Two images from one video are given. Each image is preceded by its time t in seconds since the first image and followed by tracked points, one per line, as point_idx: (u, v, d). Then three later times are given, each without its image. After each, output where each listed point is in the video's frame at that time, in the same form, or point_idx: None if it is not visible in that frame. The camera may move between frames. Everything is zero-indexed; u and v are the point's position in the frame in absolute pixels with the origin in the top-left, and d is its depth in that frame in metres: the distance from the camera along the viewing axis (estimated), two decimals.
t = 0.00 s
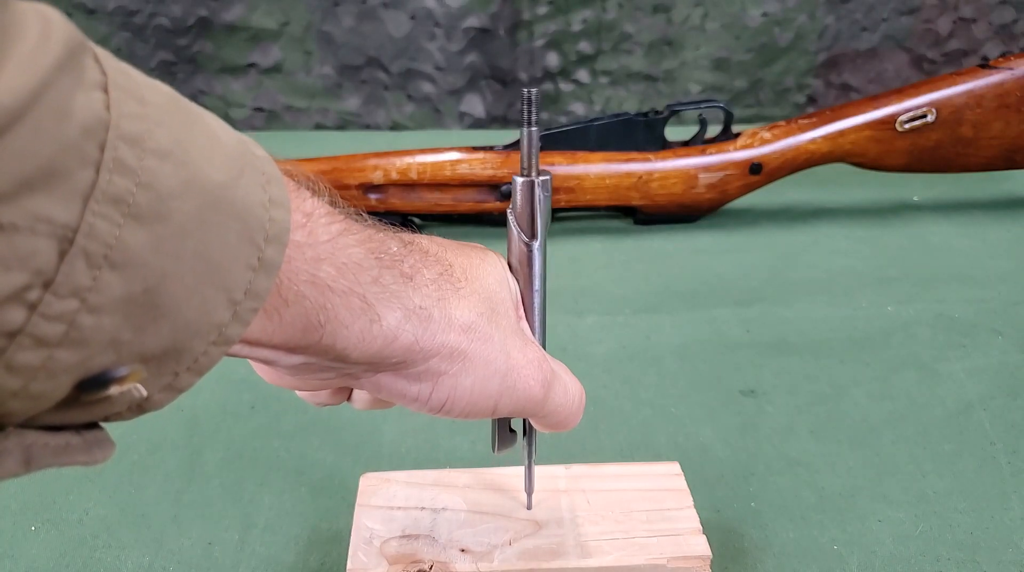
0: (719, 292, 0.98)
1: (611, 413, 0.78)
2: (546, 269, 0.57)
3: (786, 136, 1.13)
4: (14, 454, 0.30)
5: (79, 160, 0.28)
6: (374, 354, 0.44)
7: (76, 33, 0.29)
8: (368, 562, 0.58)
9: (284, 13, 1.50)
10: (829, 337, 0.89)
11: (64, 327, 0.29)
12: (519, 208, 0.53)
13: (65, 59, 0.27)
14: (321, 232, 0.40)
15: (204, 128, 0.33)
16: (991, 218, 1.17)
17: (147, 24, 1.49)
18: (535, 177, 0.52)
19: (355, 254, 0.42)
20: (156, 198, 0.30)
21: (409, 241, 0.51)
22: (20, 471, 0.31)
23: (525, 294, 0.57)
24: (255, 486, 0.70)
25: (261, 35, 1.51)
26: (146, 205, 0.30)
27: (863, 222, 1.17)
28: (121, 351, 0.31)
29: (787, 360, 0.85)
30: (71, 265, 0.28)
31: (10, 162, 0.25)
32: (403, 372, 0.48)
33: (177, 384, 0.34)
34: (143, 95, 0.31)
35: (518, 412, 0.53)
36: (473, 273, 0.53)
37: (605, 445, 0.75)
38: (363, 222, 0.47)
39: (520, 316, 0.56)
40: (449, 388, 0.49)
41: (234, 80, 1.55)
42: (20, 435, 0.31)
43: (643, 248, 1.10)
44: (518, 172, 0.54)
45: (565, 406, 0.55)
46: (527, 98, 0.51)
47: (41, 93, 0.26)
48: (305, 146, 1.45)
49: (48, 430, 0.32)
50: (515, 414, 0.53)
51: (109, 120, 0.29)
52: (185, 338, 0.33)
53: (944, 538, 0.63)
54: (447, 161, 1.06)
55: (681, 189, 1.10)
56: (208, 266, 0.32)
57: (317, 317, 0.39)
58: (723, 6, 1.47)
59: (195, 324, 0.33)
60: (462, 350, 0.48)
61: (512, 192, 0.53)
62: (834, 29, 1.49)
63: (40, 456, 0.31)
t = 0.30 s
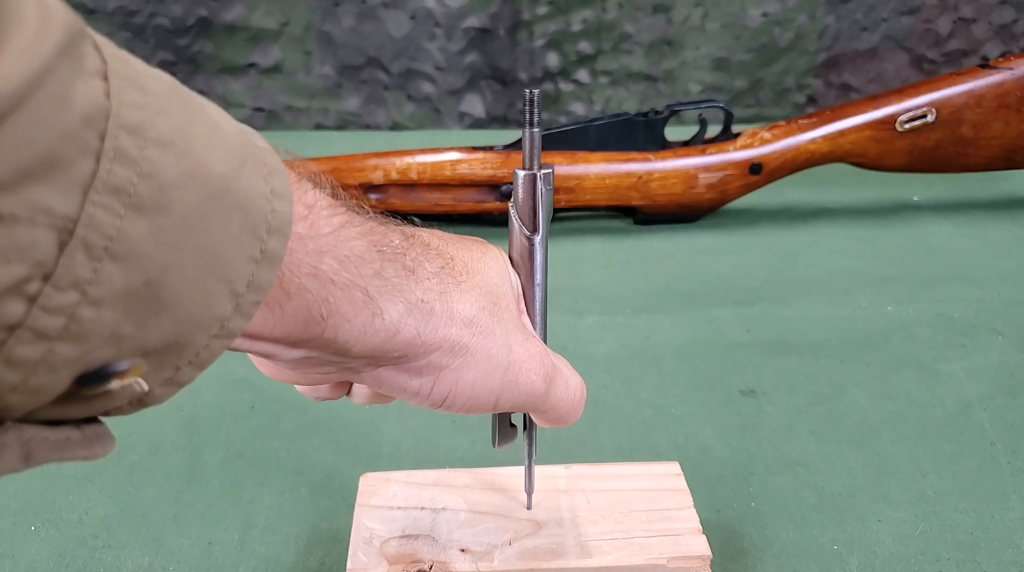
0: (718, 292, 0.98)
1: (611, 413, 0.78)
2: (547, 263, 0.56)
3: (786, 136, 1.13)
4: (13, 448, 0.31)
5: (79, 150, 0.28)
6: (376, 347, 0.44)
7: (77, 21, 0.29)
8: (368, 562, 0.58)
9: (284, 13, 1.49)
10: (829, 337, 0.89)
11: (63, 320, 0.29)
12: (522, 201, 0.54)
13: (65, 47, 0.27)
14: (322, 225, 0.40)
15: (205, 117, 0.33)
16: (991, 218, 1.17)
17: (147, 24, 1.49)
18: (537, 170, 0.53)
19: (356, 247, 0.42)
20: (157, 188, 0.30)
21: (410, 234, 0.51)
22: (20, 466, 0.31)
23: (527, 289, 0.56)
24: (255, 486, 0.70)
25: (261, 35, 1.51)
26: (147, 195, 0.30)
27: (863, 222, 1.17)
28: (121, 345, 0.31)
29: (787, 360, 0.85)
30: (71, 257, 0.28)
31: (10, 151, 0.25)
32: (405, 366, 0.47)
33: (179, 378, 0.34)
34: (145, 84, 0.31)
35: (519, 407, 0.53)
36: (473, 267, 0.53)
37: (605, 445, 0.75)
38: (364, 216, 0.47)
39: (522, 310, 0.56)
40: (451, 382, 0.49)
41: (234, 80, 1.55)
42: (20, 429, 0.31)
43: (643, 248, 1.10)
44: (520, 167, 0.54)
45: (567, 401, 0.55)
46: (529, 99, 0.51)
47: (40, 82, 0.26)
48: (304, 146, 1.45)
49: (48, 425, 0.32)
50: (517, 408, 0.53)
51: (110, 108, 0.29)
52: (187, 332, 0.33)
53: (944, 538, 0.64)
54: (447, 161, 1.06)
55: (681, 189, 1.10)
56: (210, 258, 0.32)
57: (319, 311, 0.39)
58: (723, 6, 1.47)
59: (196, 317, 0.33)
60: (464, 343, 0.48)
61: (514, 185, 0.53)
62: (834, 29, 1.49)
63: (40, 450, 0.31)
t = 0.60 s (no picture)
0: (718, 292, 0.98)
1: (612, 413, 0.78)
2: (550, 262, 0.56)
3: (786, 136, 1.13)
4: (13, 451, 0.30)
5: (79, 149, 0.28)
6: (378, 346, 0.44)
7: (77, 18, 0.28)
8: (368, 562, 0.58)
9: (284, 13, 1.49)
10: (829, 337, 0.89)
11: (63, 321, 0.29)
12: (525, 200, 0.54)
13: (64, 46, 0.27)
14: (325, 224, 0.40)
15: (205, 114, 0.33)
16: (991, 218, 1.17)
17: (147, 24, 1.49)
18: (541, 169, 0.52)
19: (359, 246, 0.42)
20: (157, 187, 0.30)
21: (412, 232, 0.51)
22: (19, 468, 0.31)
23: (529, 287, 0.56)
24: (255, 486, 0.70)
25: (261, 35, 1.51)
26: (147, 195, 0.30)
27: (863, 222, 1.17)
28: (121, 346, 0.31)
29: (787, 360, 0.85)
30: (71, 258, 0.28)
31: (9, 151, 0.25)
32: (407, 365, 0.47)
33: (180, 379, 0.34)
34: (145, 81, 0.31)
35: (520, 406, 0.53)
36: (475, 265, 0.53)
37: (605, 445, 0.75)
38: (366, 213, 0.47)
39: (523, 309, 0.56)
40: (453, 380, 0.49)
41: (234, 80, 1.55)
42: (19, 431, 0.31)
43: (643, 248, 1.10)
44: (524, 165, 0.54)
45: (568, 399, 0.55)
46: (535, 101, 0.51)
47: (39, 81, 0.26)
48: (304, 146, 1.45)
49: (48, 426, 0.32)
50: (518, 407, 0.53)
51: (109, 107, 0.29)
52: (187, 333, 0.33)
53: (944, 538, 0.64)
54: (447, 161, 1.06)
55: (681, 189, 1.10)
56: (211, 258, 0.32)
57: (321, 310, 0.39)
58: (723, 6, 1.47)
59: (197, 318, 0.33)
60: (466, 342, 0.48)
61: (518, 185, 0.53)
62: (834, 29, 1.49)
63: (40, 452, 0.31)
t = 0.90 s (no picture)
0: (718, 292, 0.98)
1: (612, 413, 0.78)
2: (549, 256, 0.57)
3: (786, 136, 1.13)
4: (8, 442, 0.31)
5: (72, 138, 0.28)
6: (377, 337, 0.44)
7: (70, 8, 0.28)
8: (368, 562, 0.58)
9: (284, 13, 1.49)
10: (829, 337, 0.89)
11: (57, 312, 0.29)
12: (523, 193, 0.54)
13: (57, 35, 0.27)
14: (322, 215, 0.40)
15: (201, 104, 0.33)
16: (991, 218, 1.17)
17: (147, 24, 1.49)
18: (539, 161, 0.53)
19: (357, 237, 0.42)
20: (152, 177, 0.30)
21: (411, 224, 0.51)
22: (14, 459, 0.31)
23: (528, 281, 0.56)
24: (255, 486, 0.70)
25: (261, 35, 1.51)
26: (142, 185, 0.30)
27: (863, 222, 1.17)
28: (117, 338, 0.31)
29: (787, 360, 0.85)
30: (65, 248, 0.28)
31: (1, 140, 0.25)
32: (405, 356, 0.48)
33: (176, 371, 0.34)
34: (139, 72, 0.31)
35: (522, 395, 0.53)
36: (473, 258, 0.53)
37: (605, 445, 0.75)
38: (364, 205, 0.47)
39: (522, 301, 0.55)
40: (452, 372, 0.49)
41: (234, 80, 1.55)
42: (14, 422, 0.31)
43: (643, 248, 1.10)
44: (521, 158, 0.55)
45: (569, 391, 0.55)
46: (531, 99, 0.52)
47: (32, 71, 0.26)
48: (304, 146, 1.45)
49: (43, 418, 0.32)
50: (518, 398, 0.53)
51: (103, 97, 0.29)
52: (183, 324, 0.33)
53: (944, 538, 0.64)
54: (447, 161, 1.06)
55: (681, 189, 1.10)
56: (207, 248, 0.32)
57: (319, 300, 0.39)
58: (723, 6, 1.47)
59: (194, 308, 0.33)
60: (466, 333, 0.48)
61: (516, 177, 0.53)
62: (834, 29, 1.49)
63: (35, 443, 0.32)
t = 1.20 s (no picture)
0: (718, 292, 0.98)
1: (612, 413, 0.78)
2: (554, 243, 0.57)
3: (786, 136, 1.13)
4: (14, 425, 0.31)
5: (76, 119, 0.28)
6: (382, 321, 0.44)
7: None
8: (368, 562, 0.58)
9: (284, 13, 1.49)
10: (829, 337, 0.89)
11: (63, 294, 0.29)
12: (529, 181, 0.54)
13: (59, 16, 0.27)
14: (327, 196, 0.40)
15: (205, 86, 0.33)
16: (991, 217, 1.17)
17: (147, 24, 1.48)
18: (545, 148, 0.52)
19: (361, 220, 0.42)
20: (157, 159, 0.30)
21: (415, 210, 0.51)
22: (21, 443, 0.31)
23: (533, 269, 0.56)
24: (255, 486, 0.70)
25: (261, 35, 1.51)
26: (146, 166, 0.30)
27: (863, 222, 1.17)
28: (122, 321, 0.31)
29: (787, 360, 0.85)
30: (69, 230, 0.28)
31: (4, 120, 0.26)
32: (411, 341, 0.48)
33: (181, 355, 0.34)
34: (143, 53, 0.31)
35: (528, 381, 0.53)
36: (475, 245, 0.53)
37: (605, 445, 0.75)
38: (368, 189, 0.47)
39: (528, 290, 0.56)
40: (457, 357, 0.49)
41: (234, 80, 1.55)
42: (21, 405, 0.31)
43: (643, 247, 1.10)
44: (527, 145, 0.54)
45: (575, 378, 0.55)
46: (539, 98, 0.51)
47: (34, 51, 0.26)
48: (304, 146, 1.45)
49: (48, 402, 0.32)
50: (525, 384, 0.53)
51: (107, 77, 0.29)
52: (189, 307, 0.33)
53: (944, 538, 0.63)
54: (447, 161, 1.06)
55: (681, 189, 1.10)
56: (211, 231, 0.32)
57: (324, 283, 0.39)
58: (723, 6, 1.47)
59: (198, 291, 0.33)
60: (471, 318, 0.48)
61: (523, 164, 0.53)
62: (834, 29, 1.49)
63: (42, 427, 0.32)
